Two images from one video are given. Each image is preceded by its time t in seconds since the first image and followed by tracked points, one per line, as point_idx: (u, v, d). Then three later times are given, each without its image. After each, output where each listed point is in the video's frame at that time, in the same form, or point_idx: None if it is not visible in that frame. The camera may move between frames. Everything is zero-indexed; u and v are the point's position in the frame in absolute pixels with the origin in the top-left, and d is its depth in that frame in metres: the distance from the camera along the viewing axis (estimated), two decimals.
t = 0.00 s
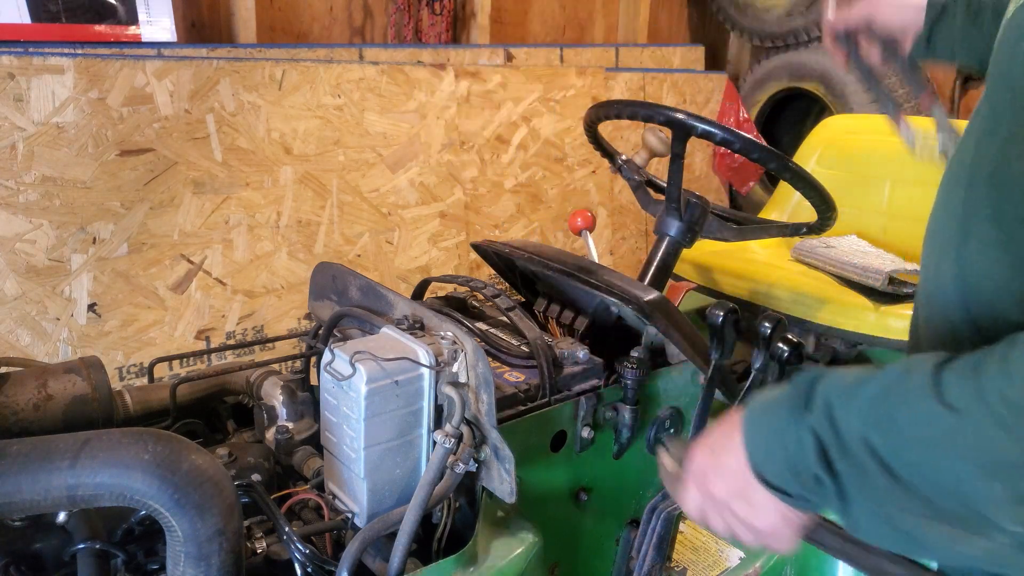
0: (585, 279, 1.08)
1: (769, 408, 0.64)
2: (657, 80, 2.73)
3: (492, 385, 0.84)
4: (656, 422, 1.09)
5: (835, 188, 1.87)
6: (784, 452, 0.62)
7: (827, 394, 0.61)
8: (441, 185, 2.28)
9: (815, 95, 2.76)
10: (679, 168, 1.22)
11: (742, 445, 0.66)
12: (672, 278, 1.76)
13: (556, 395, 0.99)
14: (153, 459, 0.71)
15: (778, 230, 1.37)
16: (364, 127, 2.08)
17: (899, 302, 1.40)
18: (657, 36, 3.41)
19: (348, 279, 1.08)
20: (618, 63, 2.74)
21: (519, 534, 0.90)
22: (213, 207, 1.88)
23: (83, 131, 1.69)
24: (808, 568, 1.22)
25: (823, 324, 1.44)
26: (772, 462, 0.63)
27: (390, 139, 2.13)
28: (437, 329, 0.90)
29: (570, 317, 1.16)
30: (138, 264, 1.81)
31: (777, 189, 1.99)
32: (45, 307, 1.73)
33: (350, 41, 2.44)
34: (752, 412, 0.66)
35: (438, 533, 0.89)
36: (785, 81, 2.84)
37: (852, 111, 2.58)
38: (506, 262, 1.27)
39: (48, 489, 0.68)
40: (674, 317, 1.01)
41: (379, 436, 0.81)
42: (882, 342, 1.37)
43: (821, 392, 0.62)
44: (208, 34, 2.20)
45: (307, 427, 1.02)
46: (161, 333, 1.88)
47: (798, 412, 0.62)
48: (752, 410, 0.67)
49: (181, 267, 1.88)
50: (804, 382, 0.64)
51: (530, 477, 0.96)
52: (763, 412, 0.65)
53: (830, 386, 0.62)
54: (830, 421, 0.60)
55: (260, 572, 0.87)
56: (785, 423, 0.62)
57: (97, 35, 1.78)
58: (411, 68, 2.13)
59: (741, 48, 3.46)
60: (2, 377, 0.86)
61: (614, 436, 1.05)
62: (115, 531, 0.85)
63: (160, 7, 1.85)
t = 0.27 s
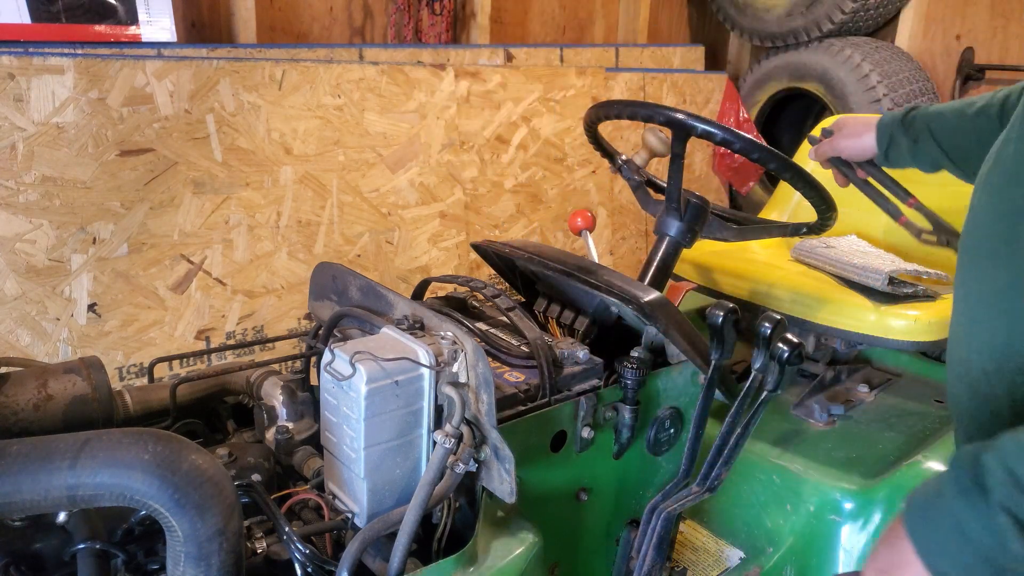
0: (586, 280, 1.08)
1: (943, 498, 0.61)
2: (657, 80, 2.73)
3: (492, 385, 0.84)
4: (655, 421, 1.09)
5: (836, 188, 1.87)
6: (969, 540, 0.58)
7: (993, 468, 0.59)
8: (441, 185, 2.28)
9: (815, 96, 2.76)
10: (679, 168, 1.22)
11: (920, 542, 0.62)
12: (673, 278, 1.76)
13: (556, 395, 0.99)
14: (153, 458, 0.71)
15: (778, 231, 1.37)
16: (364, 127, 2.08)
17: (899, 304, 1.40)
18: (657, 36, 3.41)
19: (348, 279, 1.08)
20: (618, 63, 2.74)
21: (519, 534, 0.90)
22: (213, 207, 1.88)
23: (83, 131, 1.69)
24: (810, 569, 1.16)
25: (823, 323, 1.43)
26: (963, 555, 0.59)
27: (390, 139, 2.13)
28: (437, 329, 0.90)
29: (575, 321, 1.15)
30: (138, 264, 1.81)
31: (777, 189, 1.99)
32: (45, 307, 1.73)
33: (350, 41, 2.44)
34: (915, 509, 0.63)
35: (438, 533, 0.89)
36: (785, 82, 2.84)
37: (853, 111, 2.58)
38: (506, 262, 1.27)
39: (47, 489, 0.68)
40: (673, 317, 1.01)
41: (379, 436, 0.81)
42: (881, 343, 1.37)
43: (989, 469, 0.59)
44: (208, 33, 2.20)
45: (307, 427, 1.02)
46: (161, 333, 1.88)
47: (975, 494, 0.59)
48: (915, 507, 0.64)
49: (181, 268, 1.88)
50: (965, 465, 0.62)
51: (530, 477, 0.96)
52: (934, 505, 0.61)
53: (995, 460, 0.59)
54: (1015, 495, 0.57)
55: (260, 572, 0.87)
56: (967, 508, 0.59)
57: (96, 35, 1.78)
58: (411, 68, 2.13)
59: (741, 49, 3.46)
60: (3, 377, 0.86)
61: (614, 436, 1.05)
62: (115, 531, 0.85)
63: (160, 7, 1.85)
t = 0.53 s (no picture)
0: (586, 280, 1.08)
1: None
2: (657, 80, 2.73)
3: (492, 385, 0.84)
4: (655, 421, 1.09)
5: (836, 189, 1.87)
6: None
7: None
8: (440, 185, 2.28)
9: (815, 96, 2.76)
10: (679, 168, 1.22)
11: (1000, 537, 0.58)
12: (672, 278, 1.76)
13: (556, 395, 0.99)
14: (153, 458, 0.71)
15: (778, 231, 1.37)
16: (364, 128, 2.08)
17: (898, 305, 1.39)
18: (657, 36, 3.41)
19: (348, 279, 1.08)
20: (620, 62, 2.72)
21: (519, 534, 0.90)
22: (213, 207, 1.88)
23: (83, 131, 1.69)
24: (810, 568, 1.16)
25: (823, 323, 1.43)
26: None
27: (390, 139, 2.13)
28: (437, 330, 0.90)
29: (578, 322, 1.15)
30: (138, 264, 1.81)
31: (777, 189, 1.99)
32: (45, 307, 1.73)
33: (350, 41, 2.44)
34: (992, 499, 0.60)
35: (438, 533, 0.89)
36: (785, 82, 2.84)
37: (853, 111, 2.58)
38: (506, 262, 1.27)
39: (47, 489, 0.68)
40: (673, 317, 1.02)
41: (379, 436, 0.81)
42: (881, 343, 1.36)
43: None
44: (208, 34, 2.20)
45: (307, 427, 1.02)
46: (161, 333, 1.88)
47: None
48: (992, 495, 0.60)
49: (181, 268, 1.88)
50: None
51: (530, 478, 0.96)
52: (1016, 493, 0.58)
53: None
54: None
55: (260, 572, 0.87)
56: None
57: (97, 35, 1.78)
58: (411, 68, 2.13)
59: (741, 49, 3.46)
60: (3, 377, 0.86)
61: (615, 436, 1.05)
62: (115, 531, 0.85)
63: (160, 7, 1.85)
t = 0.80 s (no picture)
0: (586, 280, 1.08)
1: None
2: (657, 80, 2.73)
3: (492, 385, 0.84)
4: (655, 421, 1.09)
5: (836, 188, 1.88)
6: None
7: None
8: (440, 185, 2.28)
9: (815, 96, 2.76)
10: (679, 168, 1.22)
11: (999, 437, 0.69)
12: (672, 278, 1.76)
13: (557, 395, 0.99)
14: (153, 458, 0.71)
15: (778, 231, 1.37)
16: (364, 128, 2.08)
17: (898, 306, 1.40)
18: (657, 36, 3.41)
19: (348, 279, 1.08)
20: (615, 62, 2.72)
21: (519, 535, 0.90)
22: (213, 207, 1.88)
23: (83, 131, 1.69)
24: (810, 568, 1.17)
25: (823, 323, 1.43)
26: None
27: (390, 139, 2.13)
28: (437, 329, 0.90)
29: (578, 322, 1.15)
30: (138, 264, 1.81)
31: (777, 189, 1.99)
32: (45, 307, 1.73)
33: (350, 41, 2.44)
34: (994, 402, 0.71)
35: (438, 533, 0.89)
36: (785, 82, 2.83)
37: (853, 111, 2.58)
38: (506, 262, 1.27)
39: (47, 489, 0.68)
40: (673, 317, 1.02)
41: (379, 436, 0.81)
42: (880, 342, 1.37)
43: None
44: (208, 33, 2.19)
45: (307, 427, 1.02)
46: (161, 333, 1.88)
47: None
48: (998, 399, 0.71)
49: (181, 268, 1.88)
50: None
51: (530, 478, 0.96)
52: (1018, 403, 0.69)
53: None
54: None
55: (260, 572, 0.87)
56: None
57: (97, 35, 1.78)
58: (411, 68, 2.13)
59: (741, 49, 3.47)
60: (3, 377, 0.86)
61: (614, 436, 1.05)
62: (115, 531, 0.85)
63: (160, 6, 1.85)
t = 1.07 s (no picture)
0: (586, 280, 1.08)
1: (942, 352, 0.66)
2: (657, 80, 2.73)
3: (492, 385, 0.84)
4: (655, 421, 1.09)
5: (836, 189, 1.88)
6: (939, 392, 0.67)
7: (993, 337, 0.64)
8: (440, 185, 2.28)
9: (815, 96, 2.76)
10: (679, 168, 1.22)
11: (901, 374, 0.68)
12: (672, 278, 1.76)
13: (557, 395, 0.99)
14: (153, 458, 0.71)
15: (778, 231, 1.37)
16: (364, 128, 2.08)
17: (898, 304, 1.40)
18: (657, 36, 3.41)
19: (348, 279, 1.08)
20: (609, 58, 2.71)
21: (519, 535, 0.90)
22: (213, 207, 1.88)
23: (83, 131, 1.69)
24: (809, 569, 1.16)
25: (823, 323, 1.44)
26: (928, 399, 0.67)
27: (390, 139, 2.13)
28: (437, 329, 0.90)
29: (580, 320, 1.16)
30: (138, 264, 1.81)
31: (777, 189, 1.99)
32: (45, 307, 1.73)
33: (350, 41, 2.45)
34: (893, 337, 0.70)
35: (438, 533, 0.89)
36: (785, 82, 2.83)
37: (853, 111, 2.58)
38: (506, 262, 1.27)
39: (48, 489, 0.68)
40: (672, 316, 1.02)
41: (380, 436, 0.81)
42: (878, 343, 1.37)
43: (985, 335, 0.65)
44: (208, 33, 2.20)
45: (307, 427, 1.02)
46: (161, 333, 1.88)
47: (962, 358, 0.65)
48: (900, 336, 0.69)
49: (181, 267, 1.88)
50: (962, 324, 0.67)
51: (530, 477, 0.96)
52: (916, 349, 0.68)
53: (995, 330, 0.65)
54: (992, 369, 0.64)
55: (259, 572, 0.87)
56: (949, 368, 0.66)
57: (97, 35, 1.78)
58: (411, 68, 2.14)
59: (741, 49, 3.47)
60: (3, 377, 0.86)
61: (614, 436, 1.05)
62: (115, 531, 0.85)
63: (160, 7, 1.85)
